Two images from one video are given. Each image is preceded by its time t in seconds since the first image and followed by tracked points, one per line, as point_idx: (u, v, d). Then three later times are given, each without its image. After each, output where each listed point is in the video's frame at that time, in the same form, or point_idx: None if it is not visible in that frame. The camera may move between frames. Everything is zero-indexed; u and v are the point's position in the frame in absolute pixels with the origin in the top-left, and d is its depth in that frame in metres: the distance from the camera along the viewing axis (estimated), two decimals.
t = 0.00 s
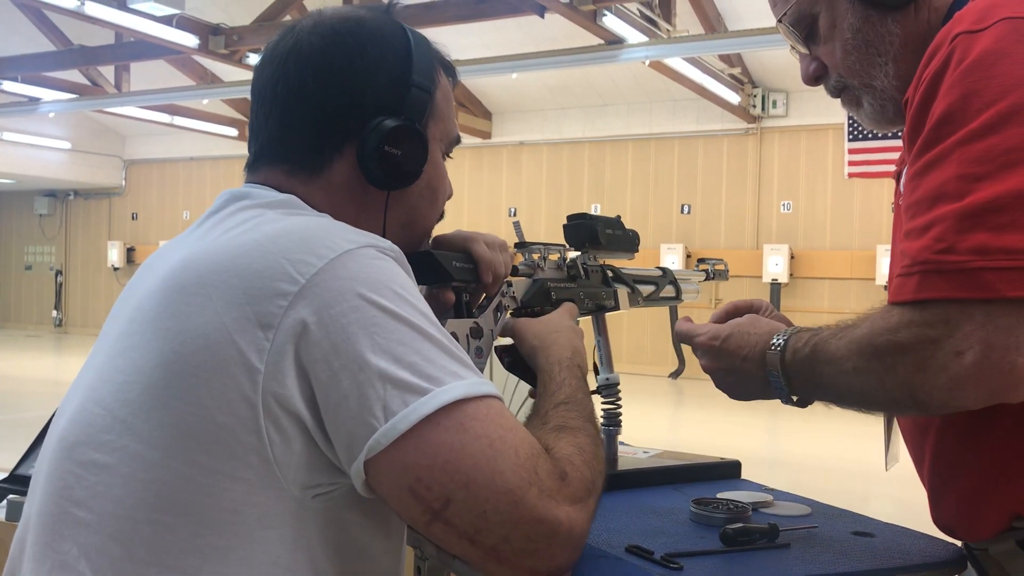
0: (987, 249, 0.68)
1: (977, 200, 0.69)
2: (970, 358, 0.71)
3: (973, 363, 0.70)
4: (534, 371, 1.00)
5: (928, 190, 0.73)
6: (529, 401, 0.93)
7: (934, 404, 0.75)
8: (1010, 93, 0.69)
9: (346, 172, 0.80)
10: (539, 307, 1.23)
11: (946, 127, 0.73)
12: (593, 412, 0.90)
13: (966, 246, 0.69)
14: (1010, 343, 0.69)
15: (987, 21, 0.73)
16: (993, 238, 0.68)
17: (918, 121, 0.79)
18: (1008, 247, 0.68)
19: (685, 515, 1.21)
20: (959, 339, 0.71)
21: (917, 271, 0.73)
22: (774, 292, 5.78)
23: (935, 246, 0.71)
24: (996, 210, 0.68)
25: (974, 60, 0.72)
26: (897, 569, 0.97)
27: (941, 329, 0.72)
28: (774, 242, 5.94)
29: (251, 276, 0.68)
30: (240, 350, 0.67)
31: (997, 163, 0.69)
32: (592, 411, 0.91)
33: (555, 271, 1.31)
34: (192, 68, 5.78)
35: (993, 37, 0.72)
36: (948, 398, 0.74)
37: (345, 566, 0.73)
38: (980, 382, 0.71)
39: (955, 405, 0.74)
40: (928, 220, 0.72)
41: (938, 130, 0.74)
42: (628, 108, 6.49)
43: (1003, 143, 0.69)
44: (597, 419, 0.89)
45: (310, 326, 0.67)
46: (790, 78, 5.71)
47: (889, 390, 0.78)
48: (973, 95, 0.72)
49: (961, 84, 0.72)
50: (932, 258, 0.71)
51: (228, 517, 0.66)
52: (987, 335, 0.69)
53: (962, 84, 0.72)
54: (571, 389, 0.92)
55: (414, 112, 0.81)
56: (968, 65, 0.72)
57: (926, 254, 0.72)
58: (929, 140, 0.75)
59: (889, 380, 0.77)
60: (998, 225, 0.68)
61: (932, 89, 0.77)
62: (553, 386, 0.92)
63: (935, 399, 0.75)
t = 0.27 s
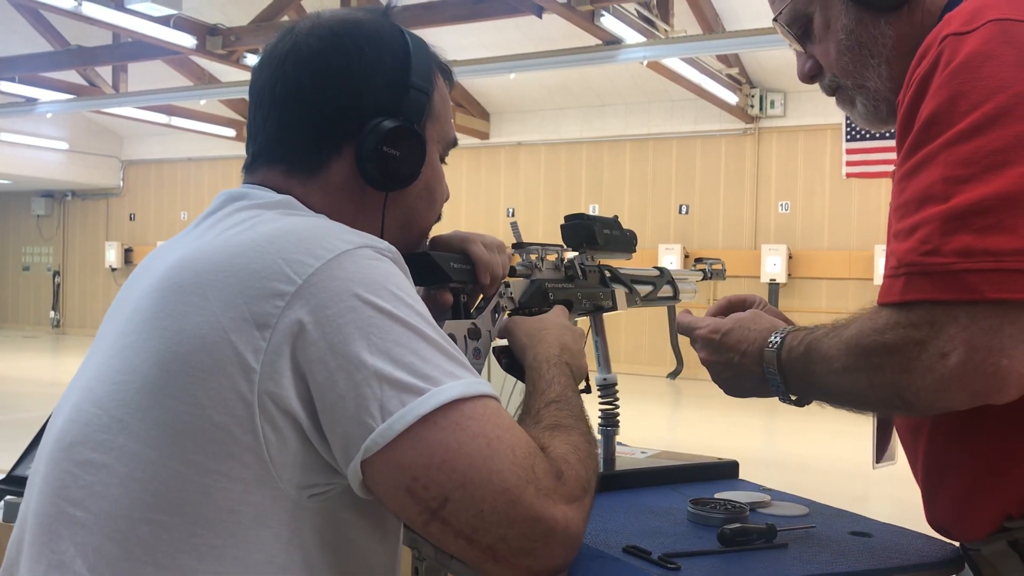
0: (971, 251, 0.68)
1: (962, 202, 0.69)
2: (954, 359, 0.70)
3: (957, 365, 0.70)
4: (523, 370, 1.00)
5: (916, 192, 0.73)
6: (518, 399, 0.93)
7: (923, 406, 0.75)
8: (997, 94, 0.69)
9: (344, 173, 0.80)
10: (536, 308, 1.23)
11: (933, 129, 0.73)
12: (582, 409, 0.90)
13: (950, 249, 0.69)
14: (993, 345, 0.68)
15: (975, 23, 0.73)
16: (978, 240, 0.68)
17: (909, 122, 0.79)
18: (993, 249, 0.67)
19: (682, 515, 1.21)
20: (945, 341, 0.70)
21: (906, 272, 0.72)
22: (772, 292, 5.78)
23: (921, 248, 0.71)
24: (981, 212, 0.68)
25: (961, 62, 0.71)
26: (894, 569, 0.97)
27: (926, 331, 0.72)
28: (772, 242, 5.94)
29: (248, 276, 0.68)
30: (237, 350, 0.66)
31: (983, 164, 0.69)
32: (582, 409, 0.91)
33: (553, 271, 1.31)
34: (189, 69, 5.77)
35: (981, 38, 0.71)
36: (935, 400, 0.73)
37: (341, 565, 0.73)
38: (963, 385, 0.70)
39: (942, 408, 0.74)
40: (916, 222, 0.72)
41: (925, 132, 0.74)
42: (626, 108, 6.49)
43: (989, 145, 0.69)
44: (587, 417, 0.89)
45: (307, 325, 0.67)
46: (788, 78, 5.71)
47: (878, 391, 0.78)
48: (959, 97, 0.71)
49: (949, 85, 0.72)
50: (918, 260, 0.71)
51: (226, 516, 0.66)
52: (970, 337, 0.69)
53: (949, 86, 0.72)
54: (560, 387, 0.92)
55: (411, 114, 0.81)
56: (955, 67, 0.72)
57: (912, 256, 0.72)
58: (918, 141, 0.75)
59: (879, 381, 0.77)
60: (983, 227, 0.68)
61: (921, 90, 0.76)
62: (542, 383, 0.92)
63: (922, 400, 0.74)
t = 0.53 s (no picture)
0: (964, 258, 0.68)
1: (954, 208, 0.69)
2: (946, 365, 0.70)
3: (950, 370, 0.70)
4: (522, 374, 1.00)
5: (910, 196, 0.74)
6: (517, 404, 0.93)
7: (918, 410, 0.75)
8: (990, 99, 0.69)
9: (342, 173, 0.80)
10: (537, 309, 1.23)
11: (927, 134, 0.73)
12: (580, 415, 0.90)
13: (942, 255, 0.70)
14: (986, 352, 0.68)
15: (970, 26, 0.73)
16: (970, 247, 0.68)
17: (904, 125, 0.79)
18: (985, 255, 0.67)
19: (682, 517, 1.21)
20: (940, 346, 0.71)
21: (901, 277, 0.73)
22: (771, 292, 5.80)
23: (915, 254, 0.71)
24: (972, 218, 0.68)
25: (955, 65, 0.72)
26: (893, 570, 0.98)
27: (919, 336, 0.72)
28: (770, 243, 5.95)
29: (248, 276, 0.68)
30: (237, 350, 0.67)
31: (976, 170, 0.69)
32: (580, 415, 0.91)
33: (555, 272, 1.31)
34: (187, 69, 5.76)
35: (976, 43, 0.71)
36: (931, 405, 0.73)
37: (341, 565, 0.73)
38: (958, 389, 0.70)
39: (939, 411, 0.74)
40: (909, 227, 0.73)
41: (920, 136, 0.74)
42: (625, 108, 6.49)
43: (982, 151, 0.69)
44: (585, 421, 0.89)
45: (308, 325, 0.67)
46: (787, 79, 5.72)
47: (874, 395, 0.78)
48: (953, 102, 0.71)
49: (943, 90, 0.72)
50: (911, 266, 0.72)
51: (225, 517, 0.66)
52: (962, 343, 0.69)
53: (943, 90, 0.72)
54: (560, 393, 0.92)
55: (408, 113, 0.81)
56: (949, 72, 0.72)
57: (905, 261, 0.72)
58: (913, 144, 0.75)
59: (875, 386, 0.77)
60: (974, 233, 0.68)
61: (917, 93, 0.77)
62: (541, 389, 0.92)
63: (916, 404, 0.75)
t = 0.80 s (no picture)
0: (994, 267, 0.65)
1: (982, 216, 0.66)
2: (971, 373, 0.69)
3: (975, 379, 0.69)
4: (519, 377, 1.00)
5: (929, 203, 0.71)
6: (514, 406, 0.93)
7: (941, 419, 0.74)
8: (1014, 103, 0.66)
9: (341, 174, 0.80)
10: (537, 311, 1.23)
11: (947, 139, 0.70)
12: (579, 417, 0.90)
13: (970, 264, 0.67)
14: (1011, 361, 0.67)
15: (988, 28, 0.70)
16: (998, 256, 0.65)
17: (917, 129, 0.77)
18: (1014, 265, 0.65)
19: (682, 519, 1.21)
20: (962, 354, 0.69)
21: (921, 286, 0.70)
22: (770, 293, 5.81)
23: (939, 263, 0.69)
24: (1000, 227, 0.65)
25: (975, 69, 0.69)
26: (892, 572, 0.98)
27: (942, 346, 0.70)
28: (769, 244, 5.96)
29: (248, 279, 0.69)
30: (238, 352, 0.67)
31: (1002, 177, 0.66)
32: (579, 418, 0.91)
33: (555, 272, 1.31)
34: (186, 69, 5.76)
35: (996, 45, 0.69)
36: (953, 412, 0.72)
37: (341, 565, 0.73)
38: (982, 397, 0.69)
39: (962, 420, 0.73)
40: (931, 235, 0.70)
41: (938, 142, 0.71)
42: (624, 108, 6.49)
43: (1006, 157, 0.66)
44: (583, 423, 0.89)
45: (308, 328, 0.67)
46: (787, 80, 5.72)
47: (894, 404, 0.76)
48: (976, 106, 0.69)
49: (965, 94, 0.69)
50: (935, 275, 0.69)
51: (225, 518, 0.66)
52: (987, 351, 0.68)
53: (964, 94, 0.69)
54: (558, 396, 0.92)
55: (406, 112, 0.81)
56: (971, 75, 0.69)
57: (930, 270, 0.69)
58: (930, 150, 0.72)
59: (894, 396, 0.76)
60: (1002, 242, 0.65)
61: (932, 98, 0.74)
62: (539, 392, 0.93)
63: (941, 414, 0.73)
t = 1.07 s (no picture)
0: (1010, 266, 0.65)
1: (996, 216, 0.66)
2: (988, 374, 0.68)
3: (992, 379, 0.68)
4: (519, 377, 1.00)
5: (941, 203, 0.71)
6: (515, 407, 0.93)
7: (956, 423, 0.73)
8: None
9: (340, 175, 0.80)
10: (538, 311, 1.23)
11: (958, 140, 0.70)
12: (580, 419, 0.90)
13: (985, 263, 0.66)
14: None
15: (999, 29, 0.70)
16: (1014, 255, 0.65)
17: (926, 131, 0.77)
18: None
19: (682, 519, 1.21)
20: (975, 355, 0.68)
21: (934, 287, 0.70)
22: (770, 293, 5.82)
23: (953, 262, 0.68)
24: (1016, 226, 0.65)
25: (985, 70, 0.69)
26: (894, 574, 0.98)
27: (958, 347, 0.69)
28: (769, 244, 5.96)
29: (248, 280, 0.69)
30: (237, 352, 0.67)
31: (1015, 177, 0.66)
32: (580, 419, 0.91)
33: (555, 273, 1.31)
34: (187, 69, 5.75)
35: (1006, 45, 0.69)
36: (971, 416, 0.71)
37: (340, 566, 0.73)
38: (999, 399, 0.68)
39: (979, 423, 0.72)
40: (945, 235, 0.69)
41: (949, 142, 0.71)
42: (624, 108, 6.49)
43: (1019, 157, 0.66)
44: (584, 425, 0.89)
45: (308, 330, 0.67)
46: (788, 81, 5.72)
47: (908, 407, 0.76)
48: (988, 106, 0.68)
49: (977, 94, 0.69)
50: (951, 275, 0.68)
51: (225, 519, 0.66)
52: (1005, 351, 0.67)
53: (975, 95, 0.69)
54: (558, 397, 0.92)
55: (405, 112, 0.81)
56: (982, 76, 0.69)
57: (945, 269, 0.69)
58: (941, 151, 0.72)
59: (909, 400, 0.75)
60: (1017, 241, 0.65)
61: (942, 99, 0.74)
62: (540, 393, 0.93)
63: (956, 417, 0.72)
